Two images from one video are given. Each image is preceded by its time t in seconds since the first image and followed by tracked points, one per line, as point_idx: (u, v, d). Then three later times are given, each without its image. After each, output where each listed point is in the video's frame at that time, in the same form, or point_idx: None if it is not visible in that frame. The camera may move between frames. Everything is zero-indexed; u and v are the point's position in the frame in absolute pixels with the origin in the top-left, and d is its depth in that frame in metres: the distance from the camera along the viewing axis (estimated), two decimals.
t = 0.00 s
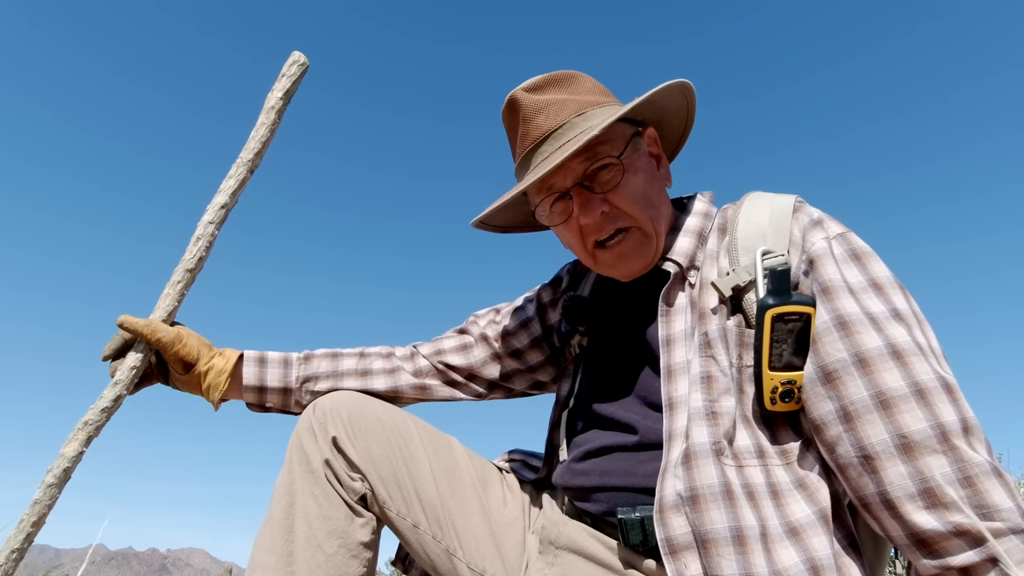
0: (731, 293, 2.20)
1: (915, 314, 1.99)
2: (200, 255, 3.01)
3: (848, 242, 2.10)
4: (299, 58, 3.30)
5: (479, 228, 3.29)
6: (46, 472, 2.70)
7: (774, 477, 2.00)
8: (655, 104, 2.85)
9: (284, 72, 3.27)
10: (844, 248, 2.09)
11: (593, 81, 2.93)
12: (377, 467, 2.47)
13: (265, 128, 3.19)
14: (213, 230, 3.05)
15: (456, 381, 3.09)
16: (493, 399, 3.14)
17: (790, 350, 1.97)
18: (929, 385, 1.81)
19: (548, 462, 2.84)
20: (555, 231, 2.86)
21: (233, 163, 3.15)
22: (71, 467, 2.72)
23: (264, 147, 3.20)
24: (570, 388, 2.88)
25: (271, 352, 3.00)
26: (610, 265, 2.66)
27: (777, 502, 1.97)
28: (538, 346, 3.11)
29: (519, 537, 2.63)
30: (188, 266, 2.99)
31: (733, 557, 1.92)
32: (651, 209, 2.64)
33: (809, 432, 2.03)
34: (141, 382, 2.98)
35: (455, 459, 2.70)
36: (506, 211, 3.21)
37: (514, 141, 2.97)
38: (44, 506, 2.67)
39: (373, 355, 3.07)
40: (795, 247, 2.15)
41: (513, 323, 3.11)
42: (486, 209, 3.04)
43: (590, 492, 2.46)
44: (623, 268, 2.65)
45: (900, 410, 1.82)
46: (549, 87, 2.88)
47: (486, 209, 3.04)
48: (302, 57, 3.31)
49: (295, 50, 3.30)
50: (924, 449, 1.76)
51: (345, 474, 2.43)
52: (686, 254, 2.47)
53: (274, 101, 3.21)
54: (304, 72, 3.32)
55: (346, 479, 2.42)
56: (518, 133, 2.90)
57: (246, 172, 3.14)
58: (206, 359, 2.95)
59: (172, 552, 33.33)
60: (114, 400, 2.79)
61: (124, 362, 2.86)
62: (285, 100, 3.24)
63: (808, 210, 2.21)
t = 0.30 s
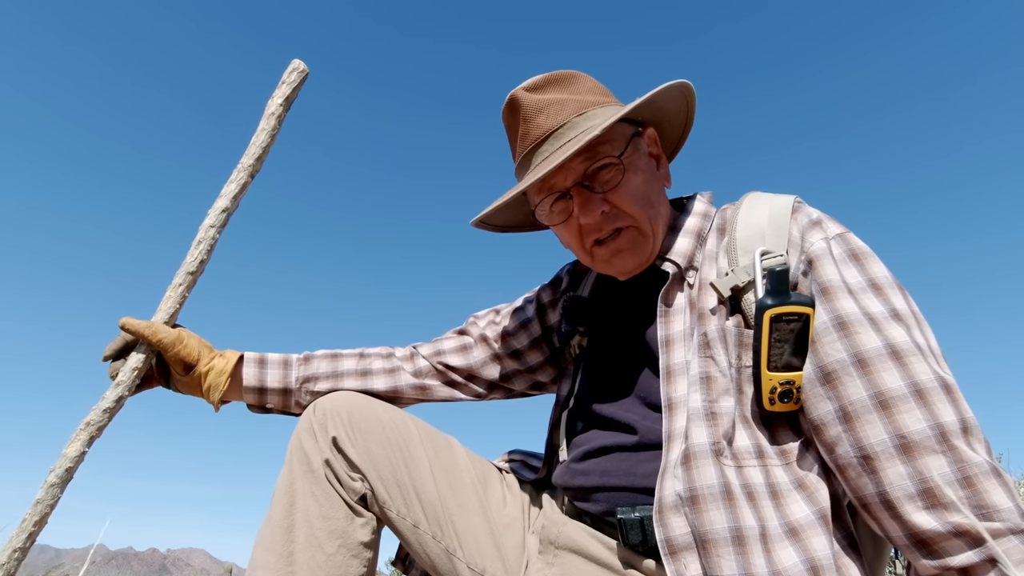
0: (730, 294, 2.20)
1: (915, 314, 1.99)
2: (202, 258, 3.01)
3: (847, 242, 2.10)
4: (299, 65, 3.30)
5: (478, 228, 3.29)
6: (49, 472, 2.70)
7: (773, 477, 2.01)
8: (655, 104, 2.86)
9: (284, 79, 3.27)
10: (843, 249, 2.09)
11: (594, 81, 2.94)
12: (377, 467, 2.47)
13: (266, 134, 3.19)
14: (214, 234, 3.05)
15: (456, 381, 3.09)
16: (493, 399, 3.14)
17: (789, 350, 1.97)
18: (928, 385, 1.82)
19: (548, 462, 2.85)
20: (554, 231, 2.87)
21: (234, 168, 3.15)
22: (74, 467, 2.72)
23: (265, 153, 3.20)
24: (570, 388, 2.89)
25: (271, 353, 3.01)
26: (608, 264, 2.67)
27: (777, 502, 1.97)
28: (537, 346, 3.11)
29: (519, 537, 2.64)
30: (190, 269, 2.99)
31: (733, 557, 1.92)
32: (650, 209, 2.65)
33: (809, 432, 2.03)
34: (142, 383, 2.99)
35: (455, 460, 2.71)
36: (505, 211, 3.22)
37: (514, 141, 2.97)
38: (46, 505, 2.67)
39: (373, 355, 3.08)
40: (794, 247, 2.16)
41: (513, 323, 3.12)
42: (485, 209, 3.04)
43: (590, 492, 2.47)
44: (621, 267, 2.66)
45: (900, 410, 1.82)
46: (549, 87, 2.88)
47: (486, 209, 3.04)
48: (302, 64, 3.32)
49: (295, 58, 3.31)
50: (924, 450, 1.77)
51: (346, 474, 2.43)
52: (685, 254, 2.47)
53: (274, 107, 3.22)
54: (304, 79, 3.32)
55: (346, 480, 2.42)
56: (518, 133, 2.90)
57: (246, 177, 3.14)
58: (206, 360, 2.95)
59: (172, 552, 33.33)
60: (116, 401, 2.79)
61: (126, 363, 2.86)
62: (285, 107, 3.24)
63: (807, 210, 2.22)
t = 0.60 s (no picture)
0: (729, 293, 2.20)
1: (915, 314, 1.99)
2: (204, 262, 3.02)
3: (847, 241, 2.10)
4: (300, 73, 3.30)
5: (479, 221, 3.30)
6: (52, 473, 2.70)
7: (773, 477, 2.01)
8: (657, 101, 2.86)
9: (285, 87, 3.27)
10: (843, 248, 2.10)
11: (597, 78, 2.94)
12: (378, 468, 2.47)
13: (267, 141, 3.19)
14: (216, 238, 3.05)
15: (457, 380, 3.09)
16: (493, 398, 3.14)
17: (788, 349, 1.98)
18: (929, 384, 1.82)
19: (547, 461, 2.85)
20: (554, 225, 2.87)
21: (236, 173, 3.16)
22: (77, 467, 2.72)
23: (268, 159, 3.21)
24: (570, 387, 2.89)
25: (272, 355, 3.01)
26: (607, 259, 2.67)
27: (776, 502, 1.97)
28: (538, 346, 3.11)
29: (519, 537, 2.64)
30: (192, 273, 2.99)
31: (731, 558, 1.92)
32: (650, 206, 2.66)
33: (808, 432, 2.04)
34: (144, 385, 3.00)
35: (455, 459, 2.71)
36: (506, 206, 3.23)
37: (516, 135, 2.98)
38: (49, 506, 2.67)
39: (374, 355, 3.08)
40: (794, 247, 2.16)
41: (514, 322, 3.12)
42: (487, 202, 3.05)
43: (588, 492, 2.47)
44: (619, 263, 2.66)
45: (900, 411, 1.82)
46: (552, 82, 2.88)
47: (487, 202, 3.05)
48: (304, 72, 3.32)
49: (295, 67, 3.30)
50: (924, 450, 1.77)
51: (347, 474, 2.44)
52: (684, 254, 2.48)
53: (276, 115, 3.22)
54: (306, 87, 3.33)
55: (347, 480, 2.42)
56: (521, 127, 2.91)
57: (249, 182, 3.15)
58: (207, 363, 2.95)
59: (173, 551, 33.34)
60: (118, 402, 2.80)
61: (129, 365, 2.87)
62: (286, 114, 3.24)
63: (807, 210, 2.22)
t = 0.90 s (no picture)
0: (726, 292, 2.22)
1: (916, 310, 2.00)
2: (210, 263, 3.02)
3: (846, 236, 2.11)
4: (308, 75, 3.31)
5: (477, 216, 3.28)
6: (56, 474, 2.71)
7: (773, 479, 2.01)
8: (661, 99, 2.87)
9: (292, 88, 3.28)
10: (842, 243, 2.10)
11: (599, 73, 2.95)
12: (382, 468, 2.48)
13: (273, 142, 3.20)
14: (222, 240, 3.06)
15: (460, 382, 3.10)
16: (497, 398, 3.16)
17: (788, 349, 1.98)
18: (930, 384, 1.83)
19: (549, 462, 2.87)
20: (555, 222, 2.87)
21: (242, 175, 3.17)
22: (81, 469, 2.73)
23: (274, 160, 3.22)
24: (570, 387, 2.91)
25: (276, 357, 3.02)
26: (608, 257, 2.68)
27: (775, 504, 1.98)
28: (540, 345, 3.12)
29: (522, 537, 2.64)
30: (198, 274, 3.00)
31: (727, 562, 1.95)
32: (652, 204, 2.67)
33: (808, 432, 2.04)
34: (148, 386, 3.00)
35: (459, 459, 2.71)
36: (505, 202, 3.22)
37: (518, 130, 2.98)
38: (52, 507, 2.68)
39: (377, 356, 3.09)
40: (792, 243, 2.17)
41: (516, 322, 3.12)
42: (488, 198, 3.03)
43: (586, 496, 2.48)
44: (620, 261, 2.67)
45: (901, 412, 1.83)
46: (554, 77, 2.89)
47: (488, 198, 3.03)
48: (311, 74, 3.33)
49: (302, 67, 3.31)
50: (926, 452, 1.78)
51: (351, 474, 2.45)
52: (686, 253, 2.48)
53: (283, 116, 3.23)
54: (313, 88, 3.33)
55: (351, 480, 2.43)
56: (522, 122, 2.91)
57: (255, 184, 3.16)
58: (212, 366, 2.96)
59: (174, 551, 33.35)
60: (123, 403, 2.81)
61: (132, 368, 2.87)
62: (293, 116, 3.24)
63: (805, 204, 2.23)
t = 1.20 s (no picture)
0: (735, 289, 2.20)
1: (922, 309, 1.97)
2: (208, 265, 3.00)
3: (854, 234, 2.09)
4: (304, 78, 3.29)
5: (479, 211, 3.24)
6: (55, 473, 2.69)
7: (779, 478, 2.00)
8: (670, 95, 2.85)
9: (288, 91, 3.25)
10: (850, 241, 2.08)
11: (606, 65, 2.92)
12: (376, 467, 2.45)
13: (270, 145, 3.17)
14: (219, 241, 3.03)
15: (454, 382, 3.08)
16: (491, 399, 3.13)
17: (797, 347, 1.95)
18: (936, 382, 1.80)
19: (548, 459, 2.84)
20: (561, 218, 2.82)
21: (239, 177, 3.14)
22: (80, 468, 2.71)
23: (271, 163, 3.19)
24: (570, 387, 2.90)
25: (271, 358, 2.99)
26: (616, 255, 2.64)
27: (781, 503, 1.97)
28: (536, 345, 3.09)
29: (518, 536, 2.61)
30: (195, 276, 2.98)
31: (741, 560, 1.91)
32: (662, 201, 2.63)
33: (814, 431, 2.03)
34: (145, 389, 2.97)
35: (454, 458, 2.68)
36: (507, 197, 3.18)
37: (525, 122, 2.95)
38: (52, 507, 2.66)
39: (371, 356, 3.06)
40: (800, 241, 2.15)
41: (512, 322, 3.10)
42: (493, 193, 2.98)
43: (593, 494, 2.45)
44: (629, 259, 2.63)
45: (906, 409, 1.81)
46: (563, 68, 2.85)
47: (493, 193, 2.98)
48: (308, 77, 3.30)
49: (298, 71, 3.28)
50: (931, 449, 1.76)
51: (344, 473, 2.43)
52: (696, 251, 2.45)
53: (280, 119, 3.20)
54: (310, 92, 3.31)
55: (345, 479, 2.41)
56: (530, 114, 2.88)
57: (252, 186, 3.13)
58: (209, 369, 2.94)
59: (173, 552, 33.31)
60: (121, 404, 2.78)
61: (129, 371, 2.84)
62: (290, 119, 3.22)
63: (813, 202, 2.21)
